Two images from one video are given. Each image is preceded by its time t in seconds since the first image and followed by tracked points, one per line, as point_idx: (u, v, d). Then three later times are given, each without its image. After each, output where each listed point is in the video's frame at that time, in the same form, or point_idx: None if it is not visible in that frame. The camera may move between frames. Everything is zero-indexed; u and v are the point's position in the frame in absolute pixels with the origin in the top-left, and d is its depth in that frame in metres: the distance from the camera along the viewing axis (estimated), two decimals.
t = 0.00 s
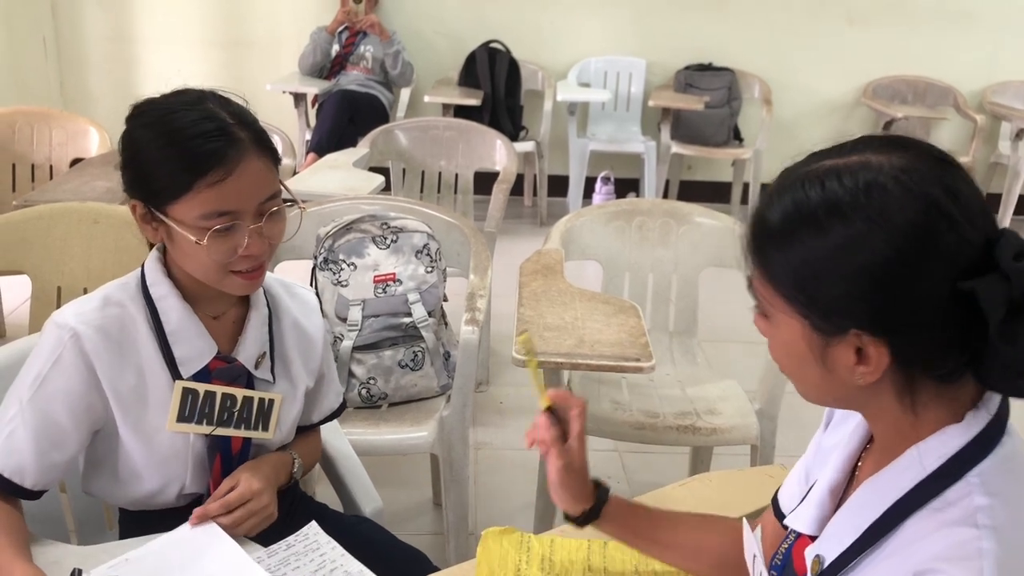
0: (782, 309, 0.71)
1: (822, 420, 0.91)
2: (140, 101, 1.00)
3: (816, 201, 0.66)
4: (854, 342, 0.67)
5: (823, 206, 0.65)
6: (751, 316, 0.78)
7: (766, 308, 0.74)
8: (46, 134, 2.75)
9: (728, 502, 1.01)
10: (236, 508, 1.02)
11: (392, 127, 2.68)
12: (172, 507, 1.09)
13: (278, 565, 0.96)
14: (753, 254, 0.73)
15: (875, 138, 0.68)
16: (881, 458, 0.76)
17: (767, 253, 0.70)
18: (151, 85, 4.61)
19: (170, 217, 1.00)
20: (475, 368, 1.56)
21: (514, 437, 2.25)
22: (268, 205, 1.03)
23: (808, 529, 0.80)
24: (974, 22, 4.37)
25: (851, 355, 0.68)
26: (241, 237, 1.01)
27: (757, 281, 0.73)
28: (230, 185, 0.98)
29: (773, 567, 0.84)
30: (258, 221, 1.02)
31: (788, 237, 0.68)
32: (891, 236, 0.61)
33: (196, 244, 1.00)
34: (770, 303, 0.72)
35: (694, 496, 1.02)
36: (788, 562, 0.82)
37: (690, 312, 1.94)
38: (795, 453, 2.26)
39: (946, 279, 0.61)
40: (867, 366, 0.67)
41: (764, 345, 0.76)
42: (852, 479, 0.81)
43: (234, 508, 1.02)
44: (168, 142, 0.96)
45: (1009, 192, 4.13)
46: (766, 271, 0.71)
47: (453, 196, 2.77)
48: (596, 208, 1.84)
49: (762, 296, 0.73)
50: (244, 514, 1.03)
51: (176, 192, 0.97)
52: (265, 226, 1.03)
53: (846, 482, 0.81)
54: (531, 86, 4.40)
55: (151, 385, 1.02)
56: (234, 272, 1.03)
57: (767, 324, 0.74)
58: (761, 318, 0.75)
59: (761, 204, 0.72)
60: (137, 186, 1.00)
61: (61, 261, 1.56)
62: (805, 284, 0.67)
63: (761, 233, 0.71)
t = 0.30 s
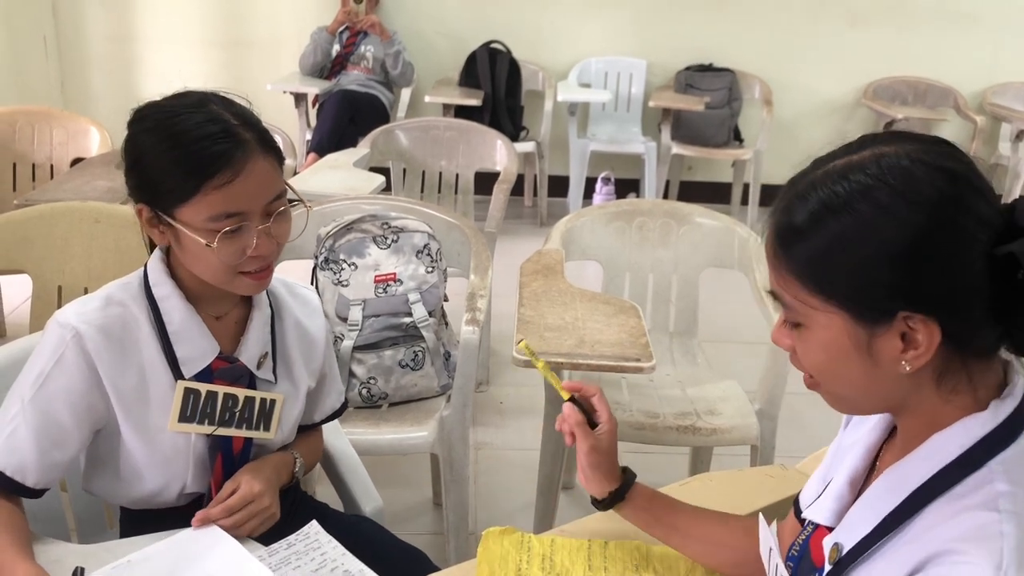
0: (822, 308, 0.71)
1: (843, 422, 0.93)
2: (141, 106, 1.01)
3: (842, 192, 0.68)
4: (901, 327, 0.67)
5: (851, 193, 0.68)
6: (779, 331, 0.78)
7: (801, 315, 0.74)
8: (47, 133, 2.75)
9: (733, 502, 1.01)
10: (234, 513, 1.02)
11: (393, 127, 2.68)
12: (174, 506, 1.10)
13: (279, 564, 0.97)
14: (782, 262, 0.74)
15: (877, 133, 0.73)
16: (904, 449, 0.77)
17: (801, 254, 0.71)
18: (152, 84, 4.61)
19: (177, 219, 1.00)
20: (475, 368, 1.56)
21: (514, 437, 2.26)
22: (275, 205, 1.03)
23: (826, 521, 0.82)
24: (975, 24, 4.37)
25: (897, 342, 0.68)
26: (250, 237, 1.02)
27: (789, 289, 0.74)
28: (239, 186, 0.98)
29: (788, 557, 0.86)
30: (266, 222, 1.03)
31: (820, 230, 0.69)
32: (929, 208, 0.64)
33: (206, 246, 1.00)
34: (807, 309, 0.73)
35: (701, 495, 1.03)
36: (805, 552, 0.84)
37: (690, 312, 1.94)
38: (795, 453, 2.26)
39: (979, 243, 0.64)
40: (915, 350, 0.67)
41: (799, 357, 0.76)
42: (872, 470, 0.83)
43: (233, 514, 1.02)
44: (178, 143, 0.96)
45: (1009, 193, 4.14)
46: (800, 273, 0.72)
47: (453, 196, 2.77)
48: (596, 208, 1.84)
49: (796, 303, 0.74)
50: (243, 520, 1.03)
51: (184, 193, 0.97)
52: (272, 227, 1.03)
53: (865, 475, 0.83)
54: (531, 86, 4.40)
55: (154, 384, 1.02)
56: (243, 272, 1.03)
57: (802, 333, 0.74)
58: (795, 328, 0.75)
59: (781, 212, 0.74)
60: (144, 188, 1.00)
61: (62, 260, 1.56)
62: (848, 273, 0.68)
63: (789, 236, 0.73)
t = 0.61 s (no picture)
0: (824, 298, 0.73)
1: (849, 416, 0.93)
2: (148, 108, 1.02)
3: (834, 183, 0.71)
4: (901, 307, 0.69)
5: (843, 182, 0.70)
6: (780, 331, 0.79)
7: (802, 309, 0.75)
8: (47, 133, 2.76)
9: (737, 504, 1.01)
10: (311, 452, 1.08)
11: (392, 127, 2.68)
12: (173, 509, 1.10)
13: (278, 563, 0.96)
14: (781, 258, 0.76)
15: (856, 131, 0.77)
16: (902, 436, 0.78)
17: (800, 247, 0.73)
18: (152, 84, 4.61)
19: (182, 219, 1.00)
20: (474, 368, 1.56)
21: (513, 437, 2.26)
22: (280, 205, 1.03)
23: (825, 508, 0.83)
24: (975, 24, 4.38)
25: (898, 323, 0.70)
26: (254, 238, 1.01)
27: (790, 284, 0.75)
28: (243, 184, 0.98)
29: (790, 545, 0.88)
30: (271, 222, 1.02)
31: (817, 221, 0.72)
32: (918, 188, 0.67)
33: (211, 245, 1.00)
34: (808, 302, 0.74)
35: (702, 496, 1.02)
36: (805, 540, 0.85)
37: (690, 312, 1.94)
38: (794, 453, 2.26)
39: (968, 218, 0.67)
40: (916, 329, 0.69)
41: (803, 353, 0.77)
42: (873, 460, 0.85)
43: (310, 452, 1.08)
44: (185, 142, 0.97)
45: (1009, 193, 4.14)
46: (800, 266, 0.74)
47: (453, 196, 2.77)
48: (596, 208, 1.84)
49: (796, 296, 0.75)
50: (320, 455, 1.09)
51: (189, 191, 0.98)
52: (277, 227, 1.03)
53: (865, 464, 0.85)
54: (531, 87, 4.40)
55: (151, 388, 1.03)
56: (245, 275, 1.03)
57: (804, 327, 0.75)
58: (796, 324, 0.76)
59: (774, 213, 0.77)
60: (149, 187, 1.00)
61: (61, 260, 1.56)
62: (848, 258, 0.70)
63: (785, 233, 0.75)
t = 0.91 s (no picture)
0: (812, 291, 0.74)
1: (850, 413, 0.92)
2: (177, 120, 1.02)
3: (821, 178, 0.73)
4: (886, 297, 0.71)
5: (830, 177, 0.72)
6: (773, 326, 0.80)
7: (792, 303, 0.77)
8: (48, 133, 2.76)
9: (737, 504, 1.01)
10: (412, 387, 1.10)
11: (393, 127, 2.68)
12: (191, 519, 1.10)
13: (279, 562, 0.96)
14: (772, 254, 0.77)
15: (842, 129, 0.79)
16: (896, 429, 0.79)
17: (791, 242, 0.75)
18: (153, 84, 4.61)
19: (220, 233, 1.00)
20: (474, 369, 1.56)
21: (513, 437, 2.26)
22: (318, 218, 1.03)
23: (823, 503, 0.83)
24: (976, 25, 4.37)
25: (884, 314, 0.71)
26: (293, 251, 1.01)
27: (780, 279, 0.77)
28: (284, 197, 0.98)
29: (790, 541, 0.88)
30: (310, 234, 1.02)
31: (805, 215, 0.73)
32: (903, 180, 0.69)
33: (252, 259, 0.99)
34: (797, 295, 0.76)
35: (703, 497, 1.02)
36: (804, 535, 0.85)
37: (690, 312, 1.94)
38: (796, 453, 2.26)
39: (950, 209, 0.69)
40: (901, 319, 0.71)
41: (795, 346, 0.78)
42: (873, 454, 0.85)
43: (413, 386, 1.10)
44: (221, 154, 0.96)
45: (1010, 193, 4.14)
46: (790, 260, 0.75)
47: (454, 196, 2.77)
48: (597, 208, 1.84)
49: (787, 290, 0.77)
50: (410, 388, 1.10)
51: (230, 204, 0.98)
52: (317, 241, 1.02)
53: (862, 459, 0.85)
54: (531, 87, 4.40)
55: (177, 405, 1.02)
56: (286, 290, 1.02)
57: (795, 321, 0.77)
58: (788, 318, 0.78)
59: (764, 210, 0.79)
60: (182, 198, 1.00)
61: (62, 260, 1.56)
62: (837, 250, 0.71)
63: (775, 229, 0.76)
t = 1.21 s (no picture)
0: (806, 298, 0.74)
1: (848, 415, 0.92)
2: (203, 124, 1.02)
3: (817, 183, 0.72)
4: (880, 304, 0.71)
5: (824, 182, 0.72)
6: (768, 331, 0.80)
7: (786, 309, 0.76)
8: (52, 133, 2.76)
9: (738, 504, 1.01)
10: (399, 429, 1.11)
11: (396, 127, 2.69)
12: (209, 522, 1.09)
13: (281, 562, 0.96)
14: (765, 261, 0.77)
15: (832, 134, 0.79)
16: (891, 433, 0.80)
17: (783, 249, 0.75)
18: (156, 85, 4.62)
19: (249, 241, 0.99)
20: (477, 369, 1.56)
21: (514, 437, 2.26)
22: (347, 224, 1.02)
23: (821, 507, 0.83)
24: (979, 25, 4.37)
25: (878, 320, 0.71)
26: (321, 258, 1.01)
27: (774, 286, 0.77)
28: (313, 205, 0.98)
29: (788, 543, 0.88)
30: (338, 241, 1.02)
31: (799, 222, 0.73)
32: (893, 187, 0.69)
33: (279, 267, 1.00)
34: (790, 302, 0.76)
35: (703, 499, 1.02)
36: (801, 539, 0.85)
37: (692, 313, 1.94)
38: (798, 454, 2.26)
39: (942, 215, 0.69)
40: (895, 326, 0.71)
41: (790, 352, 0.78)
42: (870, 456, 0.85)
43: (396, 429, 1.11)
44: (246, 161, 0.96)
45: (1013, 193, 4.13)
46: (782, 268, 0.75)
47: (456, 197, 2.77)
48: (599, 208, 1.84)
49: (780, 298, 0.76)
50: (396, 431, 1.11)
51: (258, 212, 0.97)
52: (345, 246, 1.02)
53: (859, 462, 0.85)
54: (534, 87, 4.41)
55: (206, 407, 1.01)
56: (313, 295, 1.03)
57: (790, 327, 0.77)
58: (782, 324, 0.78)
59: (757, 215, 0.78)
60: (209, 204, 1.00)
61: (65, 260, 1.56)
62: (830, 257, 0.71)
63: (768, 235, 0.76)
